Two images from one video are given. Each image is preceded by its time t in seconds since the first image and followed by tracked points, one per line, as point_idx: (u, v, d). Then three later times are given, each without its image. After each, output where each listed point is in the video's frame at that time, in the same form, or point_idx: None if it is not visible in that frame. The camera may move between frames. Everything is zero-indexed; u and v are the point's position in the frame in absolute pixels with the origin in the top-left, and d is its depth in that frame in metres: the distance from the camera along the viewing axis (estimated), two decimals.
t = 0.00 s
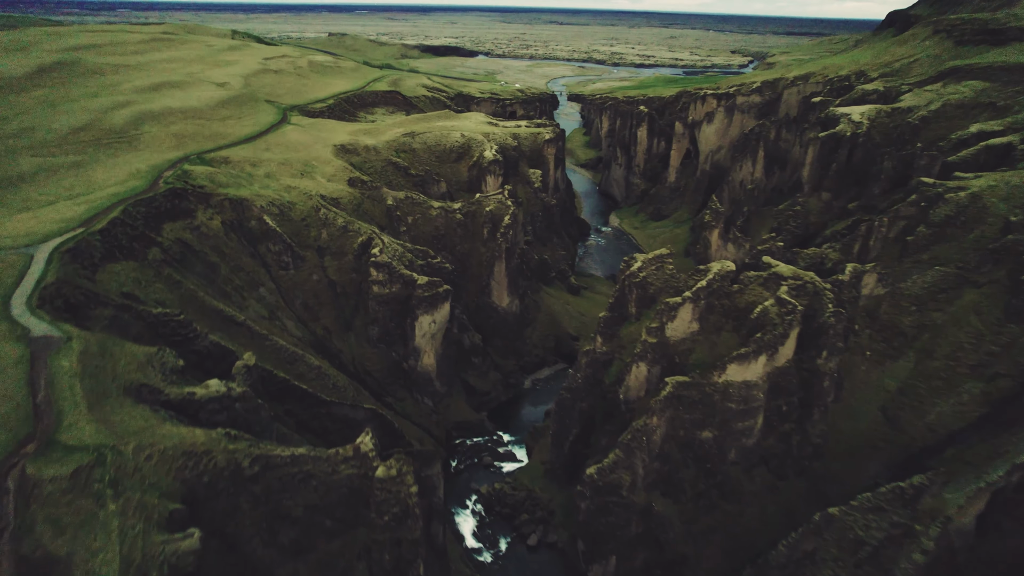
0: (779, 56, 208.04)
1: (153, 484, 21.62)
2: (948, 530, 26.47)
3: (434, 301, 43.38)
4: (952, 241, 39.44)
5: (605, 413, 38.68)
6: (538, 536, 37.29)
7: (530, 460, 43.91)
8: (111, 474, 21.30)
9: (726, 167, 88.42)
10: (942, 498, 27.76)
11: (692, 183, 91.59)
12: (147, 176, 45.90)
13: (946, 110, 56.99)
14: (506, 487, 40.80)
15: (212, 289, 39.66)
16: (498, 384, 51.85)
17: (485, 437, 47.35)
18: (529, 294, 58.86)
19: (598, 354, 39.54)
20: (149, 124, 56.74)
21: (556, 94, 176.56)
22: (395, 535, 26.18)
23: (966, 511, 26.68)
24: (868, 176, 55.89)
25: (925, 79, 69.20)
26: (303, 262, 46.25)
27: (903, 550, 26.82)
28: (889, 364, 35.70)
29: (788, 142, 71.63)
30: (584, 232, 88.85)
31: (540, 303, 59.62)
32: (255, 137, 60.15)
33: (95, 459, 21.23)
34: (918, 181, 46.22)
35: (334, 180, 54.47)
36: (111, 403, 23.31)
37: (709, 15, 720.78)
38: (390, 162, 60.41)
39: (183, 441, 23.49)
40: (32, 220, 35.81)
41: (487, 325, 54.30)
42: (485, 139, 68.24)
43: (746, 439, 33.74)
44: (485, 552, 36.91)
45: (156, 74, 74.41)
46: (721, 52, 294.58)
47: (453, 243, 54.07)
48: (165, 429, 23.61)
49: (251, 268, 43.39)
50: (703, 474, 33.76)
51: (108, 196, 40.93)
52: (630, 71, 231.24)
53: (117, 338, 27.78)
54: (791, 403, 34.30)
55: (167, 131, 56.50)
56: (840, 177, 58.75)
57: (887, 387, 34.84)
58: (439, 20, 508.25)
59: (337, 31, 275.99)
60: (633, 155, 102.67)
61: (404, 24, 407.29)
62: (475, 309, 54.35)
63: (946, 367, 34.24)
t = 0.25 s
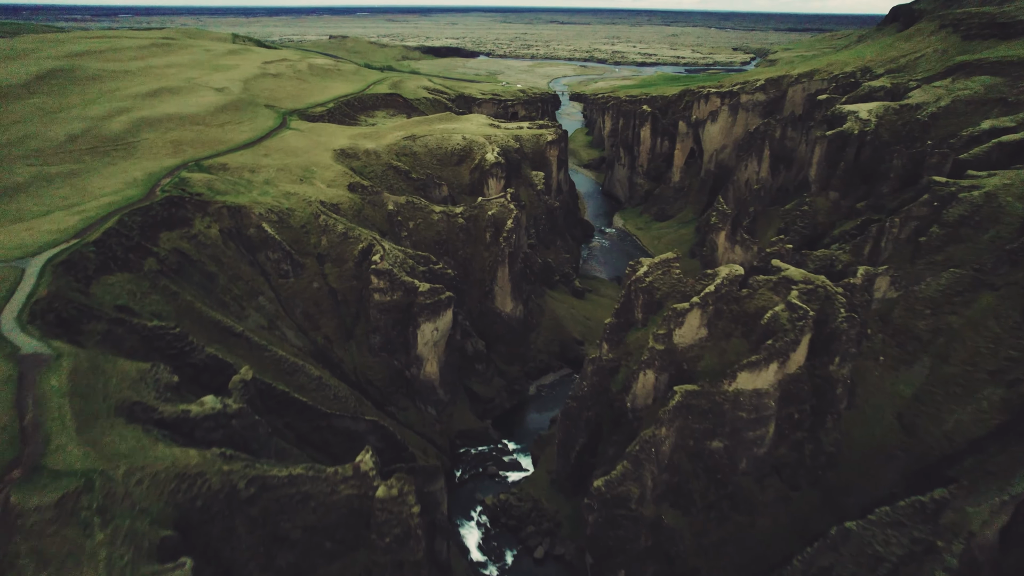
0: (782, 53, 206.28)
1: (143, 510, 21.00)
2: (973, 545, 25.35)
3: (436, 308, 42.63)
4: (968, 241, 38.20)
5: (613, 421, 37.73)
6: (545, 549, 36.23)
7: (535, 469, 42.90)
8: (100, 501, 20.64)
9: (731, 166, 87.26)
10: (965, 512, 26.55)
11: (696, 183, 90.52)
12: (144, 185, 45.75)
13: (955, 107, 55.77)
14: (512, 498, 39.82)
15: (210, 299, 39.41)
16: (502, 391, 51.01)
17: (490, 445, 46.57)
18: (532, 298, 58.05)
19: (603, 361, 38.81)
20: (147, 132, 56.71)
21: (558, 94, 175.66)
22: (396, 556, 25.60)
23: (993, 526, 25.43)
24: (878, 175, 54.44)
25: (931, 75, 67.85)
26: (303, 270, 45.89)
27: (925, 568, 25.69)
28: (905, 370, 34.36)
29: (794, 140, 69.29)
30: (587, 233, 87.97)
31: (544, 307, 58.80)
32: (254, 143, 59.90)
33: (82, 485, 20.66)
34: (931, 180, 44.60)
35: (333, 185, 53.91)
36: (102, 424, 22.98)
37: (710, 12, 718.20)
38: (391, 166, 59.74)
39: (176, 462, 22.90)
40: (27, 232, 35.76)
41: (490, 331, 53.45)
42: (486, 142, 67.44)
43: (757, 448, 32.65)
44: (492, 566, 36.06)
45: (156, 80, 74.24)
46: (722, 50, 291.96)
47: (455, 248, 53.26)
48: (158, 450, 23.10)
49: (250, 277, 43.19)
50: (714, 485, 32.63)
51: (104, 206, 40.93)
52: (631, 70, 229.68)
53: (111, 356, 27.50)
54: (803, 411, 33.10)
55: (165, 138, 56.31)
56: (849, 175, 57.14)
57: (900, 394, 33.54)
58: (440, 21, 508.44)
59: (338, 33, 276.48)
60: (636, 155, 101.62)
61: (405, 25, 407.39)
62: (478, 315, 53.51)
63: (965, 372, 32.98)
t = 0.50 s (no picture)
0: (784, 51, 205.06)
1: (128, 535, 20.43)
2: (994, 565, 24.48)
3: (436, 315, 41.80)
4: (981, 244, 37.18)
5: (617, 431, 36.88)
6: (548, 563, 35.31)
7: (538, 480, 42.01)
8: (82, 528, 20.14)
9: (734, 167, 86.29)
10: (985, 531, 25.55)
11: (699, 184, 89.60)
12: (139, 192, 45.38)
13: (963, 106, 54.70)
14: (514, 509, 38.97)
15: (204, 309, 39.09)
16: (503, 398, 50.18)
17: (491, 454, 45.81)
18: (533, 303, 57.18)
19: (606, 370, 37.89)
20: (142, 137, 56.33)
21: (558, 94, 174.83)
22: None
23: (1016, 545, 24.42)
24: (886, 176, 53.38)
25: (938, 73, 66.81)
26: (300, 276, 45.29)
27: None
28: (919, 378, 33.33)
29: (798, 141, 68.67)
30: (589, 235, 87.15)
31: (546, 311, 57.92)
32: (252, 147, 59.45)
33: (65, 511, 20.23)
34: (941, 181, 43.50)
35: (332, 190, 53.25)
36: (88, 445, 22.52)
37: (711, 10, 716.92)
38: (391, 170, 58.98)
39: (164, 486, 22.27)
40: (18, 242, 35.41)
41: (491, 337, 52.59)
42: (487, 144, 66.62)
43: (766, 459, 31.77)
44: None
45: (153, 83, 73.81)
46: (723, 48, 290.34)
47: (456, 252, 52.46)
48: (146, 471, 22.54)
49: (247, 285, 42.79)
50: (721, 497, 31.80)
51: (98, 214, 40.67)
52: (632, 69, 228.47)
53: (100, 370, 27.09)
54: (812, 421, 32.18)
55: (161, 143, 55.87)
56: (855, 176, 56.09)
57: (913, 402, 32.59)
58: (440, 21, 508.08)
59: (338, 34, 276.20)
60: (638, 155, 100.67)
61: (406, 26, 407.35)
62: (479, 321, 52.69)
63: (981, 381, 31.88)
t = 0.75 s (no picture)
0: (785, 50, 204.23)
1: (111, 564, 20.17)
2: None
3: (434, 322, 40.99)
4: (993, 249, 36.22)
5: (620, 442, 36.01)
6: None
7: (538, 490, 41.09)
8: (61, 558, 19.67)
9: (735, 168, 85.42)
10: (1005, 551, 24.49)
11: (701, 185, 88.77)
12: (131, 197, 44.83)
13: (970, 106, 53.76)
14: (515, 521, 38.11)
15: (197, 318, 38.51)
16: (503, 405, 49.33)
17: (492, 463, 45.01)
18: (534, 308, 56.33)
19: (609, 379, 37.07)
20: (136, 140, 55.72)
21: (559, 95, 173.98)
22: None
23: None
24: (891, 179, 52.55)
25: (943, 72, 65.85)
26: (296, 283, 44.62)
27: None
28: (930, 386, 32.34)
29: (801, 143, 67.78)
30: (590, 238, 86.35)
31: (546, 316, 57.09)
32: (247, 150, 58.80)
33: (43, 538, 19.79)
34: (951, 184, 42.47)
35: (328, 194, 52.52)
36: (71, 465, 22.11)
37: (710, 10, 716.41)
38: (388, 173, 58.19)
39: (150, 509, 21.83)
40: (7, 249, 34.88)
41: (491, 343, 51.78)
42: (486, 146, 65.78)
43: (773, 471, 30.88)
44: None
45: (149, 85, 73.17)
46: (723, 48, 289.09)
47: (454, 257, 51.65)
48: (130, 494, 22.00)
49: (241, 292, 42.21)
50: (727, 511, 30.93)
51: (88, 220, 40.08)
52: (632, 69, 227.45)
53: (88, 384, 26.47)
54: (820, 432, 31.31)
55: (155, 147, 55.26)
56: (860, 177, 55.23)
57: (923, 412, 31.58)
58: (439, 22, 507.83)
59: (336, 36, 276.12)
60: (639, 156, 99.79)
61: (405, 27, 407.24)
62: (478, 326, 51.86)
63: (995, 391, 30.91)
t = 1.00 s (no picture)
0: (783, 48, 203.44)
1: None
2: None
3: (431, 330, 40.18)
4: (1003, 252, 35.41)
5: (622, 452, 35.14)
6: None
7: (539, 501, 40.21)
8: None
9: (736, 168, 84.61)
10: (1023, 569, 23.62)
11: (701, 186, 87.93)
12: (122, 204, 44.14)
13: (974, 105, 53.09)
14: (515, 534, 37.21)
15: (189, 330, 37.83)
16: (503, 413, 48.48)
17: (491, 473, 44.20)
18: (533, 313, 55.44)
19: (610, 388, 36.27)
20: (128, 145, 54.96)
21: (557, 95, 173.11)
22: None
23: None
24: (895, 179, 51.76)
25: (946, 69, 65.06)
26: (291, 291, 43.90)
27: None
28: (940, 394, 31.52)
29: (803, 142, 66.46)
30: (589, 240, 85.53)
31: (546, 322, 56.23)
32: (241, 155, 58.02)
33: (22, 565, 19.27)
34: (957, 185, 41.71)
35: (323, 200, 51.74)
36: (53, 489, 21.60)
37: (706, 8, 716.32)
38: (384, 177, 57.37)
39: (135, 535, 21.47)
40: None
41: (490, 350, 50.96)
42: (483, 148, 64.95)
43: (779, 482, 30.03)
44: None
45: (142, 89, 72.44)
46: (721, 46, 288.08)
47: (452, 262, 50.84)
48: (113, 520, 21.51)
49: (234, 301, 41.48)
50: (733, 523, 30.05)
51: (76, 229, 39.38)
52: (630, 69, 226.47)
53: (73, 402, 25.89)
54: (828, 441, 30.42)
55: (147, 153, 54.54)
56: (863, 178, 54.44)
57: (933, 421, 30.80)
58: (436, 22, 507.20)
59: (332, 37, 275.40)
60: (638, 157, 98.92)
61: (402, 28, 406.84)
62: (477, 333, 51.02)
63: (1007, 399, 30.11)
